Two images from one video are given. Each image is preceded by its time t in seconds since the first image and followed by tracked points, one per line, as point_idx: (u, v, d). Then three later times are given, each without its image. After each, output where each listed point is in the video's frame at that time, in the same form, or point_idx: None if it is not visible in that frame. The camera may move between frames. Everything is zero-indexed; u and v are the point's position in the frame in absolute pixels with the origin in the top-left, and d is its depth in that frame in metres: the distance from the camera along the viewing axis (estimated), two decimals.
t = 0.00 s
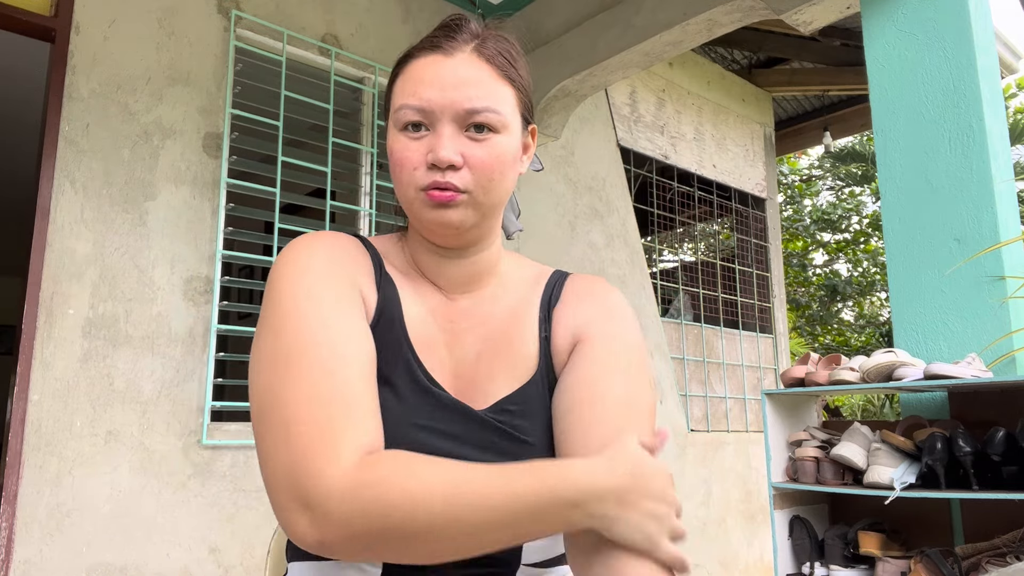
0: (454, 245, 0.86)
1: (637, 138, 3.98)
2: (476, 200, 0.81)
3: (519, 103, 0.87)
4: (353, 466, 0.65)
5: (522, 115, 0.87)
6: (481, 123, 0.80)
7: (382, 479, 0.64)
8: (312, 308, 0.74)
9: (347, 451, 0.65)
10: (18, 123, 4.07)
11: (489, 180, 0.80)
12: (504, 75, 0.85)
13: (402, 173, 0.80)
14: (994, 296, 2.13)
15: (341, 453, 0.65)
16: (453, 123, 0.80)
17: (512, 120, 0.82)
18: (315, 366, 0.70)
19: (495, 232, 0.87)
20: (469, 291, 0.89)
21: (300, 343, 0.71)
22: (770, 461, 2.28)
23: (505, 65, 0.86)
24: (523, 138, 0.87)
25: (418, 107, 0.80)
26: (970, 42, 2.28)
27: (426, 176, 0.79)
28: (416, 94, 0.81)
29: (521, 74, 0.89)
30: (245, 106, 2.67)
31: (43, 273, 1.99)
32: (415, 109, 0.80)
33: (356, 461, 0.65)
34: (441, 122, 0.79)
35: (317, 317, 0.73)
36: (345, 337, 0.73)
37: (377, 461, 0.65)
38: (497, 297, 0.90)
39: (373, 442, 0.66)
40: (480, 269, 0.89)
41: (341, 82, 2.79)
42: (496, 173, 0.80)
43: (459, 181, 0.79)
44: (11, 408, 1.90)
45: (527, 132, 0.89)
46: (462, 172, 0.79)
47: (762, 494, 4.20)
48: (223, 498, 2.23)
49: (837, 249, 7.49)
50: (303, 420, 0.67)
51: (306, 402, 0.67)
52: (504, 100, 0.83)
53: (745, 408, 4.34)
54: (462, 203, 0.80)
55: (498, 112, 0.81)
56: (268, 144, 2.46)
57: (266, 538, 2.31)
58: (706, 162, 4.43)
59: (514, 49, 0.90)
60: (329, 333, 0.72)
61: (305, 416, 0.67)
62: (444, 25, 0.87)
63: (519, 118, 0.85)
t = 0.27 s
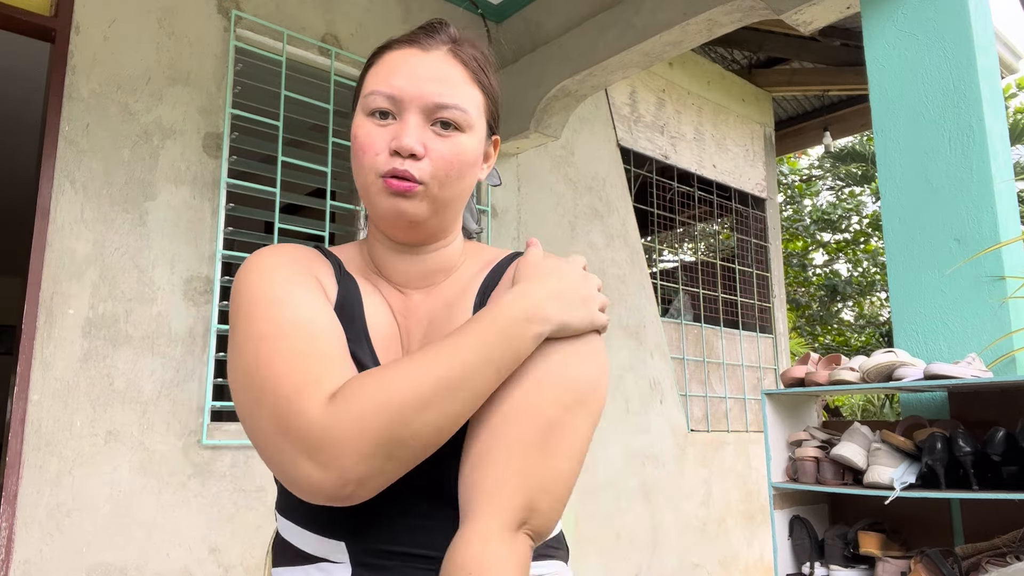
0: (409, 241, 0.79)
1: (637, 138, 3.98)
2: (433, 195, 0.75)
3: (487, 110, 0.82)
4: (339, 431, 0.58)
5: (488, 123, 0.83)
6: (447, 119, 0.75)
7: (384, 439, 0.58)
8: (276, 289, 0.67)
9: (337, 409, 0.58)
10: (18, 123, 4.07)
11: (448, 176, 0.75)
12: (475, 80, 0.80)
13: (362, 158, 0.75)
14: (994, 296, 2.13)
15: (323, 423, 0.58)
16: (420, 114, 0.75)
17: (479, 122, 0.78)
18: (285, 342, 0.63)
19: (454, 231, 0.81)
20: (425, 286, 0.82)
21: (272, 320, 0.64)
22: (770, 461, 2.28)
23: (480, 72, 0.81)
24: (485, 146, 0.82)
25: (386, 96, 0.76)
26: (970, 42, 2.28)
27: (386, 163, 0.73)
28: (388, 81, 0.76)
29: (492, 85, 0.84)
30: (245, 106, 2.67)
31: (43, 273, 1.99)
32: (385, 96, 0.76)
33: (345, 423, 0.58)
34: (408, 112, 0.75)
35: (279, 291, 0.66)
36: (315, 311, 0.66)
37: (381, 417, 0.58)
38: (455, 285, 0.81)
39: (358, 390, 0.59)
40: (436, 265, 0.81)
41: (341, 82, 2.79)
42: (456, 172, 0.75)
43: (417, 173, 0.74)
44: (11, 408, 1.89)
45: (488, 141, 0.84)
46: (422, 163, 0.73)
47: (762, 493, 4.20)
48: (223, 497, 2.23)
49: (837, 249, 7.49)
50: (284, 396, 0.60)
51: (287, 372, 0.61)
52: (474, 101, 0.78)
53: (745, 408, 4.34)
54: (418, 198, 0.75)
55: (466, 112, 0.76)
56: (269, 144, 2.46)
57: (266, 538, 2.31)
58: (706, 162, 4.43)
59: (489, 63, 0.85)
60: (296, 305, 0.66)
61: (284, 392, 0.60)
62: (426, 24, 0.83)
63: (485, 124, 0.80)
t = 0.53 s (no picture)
0: (386, 240, 0.85)
1: (637, 137, 3.98)
2: (410, 194, 0.80)
3: (466, 108, 0.87)
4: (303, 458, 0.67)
5: (467, 121, 0.88)
6: (424, 120, 0.81)
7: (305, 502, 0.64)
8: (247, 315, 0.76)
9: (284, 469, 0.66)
10: (18, 122, 4.07)
11: (425, 175, 0.80)
12: (453, 79, 0.85)
13: (340, 156, 0.80)
14: (994, 296, 2.13)
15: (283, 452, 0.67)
16: (398, 114, 0.80)
17: (456, 123, 0.83)
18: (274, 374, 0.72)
19: (432, 227, 0.86)
20: (398, 287, 0.87)
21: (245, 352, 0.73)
22: (770, 461, 2.28)
23: (458, 70, 0.86)
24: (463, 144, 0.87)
25: (366, 97, 0.81)
26: (970, 42, 2.28)
27: (363, 162, 0.79)
28: (366, 80, 0.81)
29: (471, 85, 0.89)
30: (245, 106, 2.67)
31: (43, 273, 1.98)
32: (363, 96, 0.81)
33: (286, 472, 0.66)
34: (387, 112, 0.80)
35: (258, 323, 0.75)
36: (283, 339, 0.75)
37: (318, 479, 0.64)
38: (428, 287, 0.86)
39: (301, 447, 0.66)
40: (413, 265, 0.86)
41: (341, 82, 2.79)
42: (433, 171, 0.81)
43: (397, 172, 0.79)
44: (11, 408, 1.89)
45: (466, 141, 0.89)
46: (401, 163, 0.79)
47: (762, 493, 4.20)
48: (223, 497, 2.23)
49: (837, 249, 7.49)
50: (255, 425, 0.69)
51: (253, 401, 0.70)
52: (451, 101, 0.83)
53: (745, 408, 4.34)
54: (397, 194, 0.80)
55: (444, 111, 0.81)
56: (269, 144, 2.46)
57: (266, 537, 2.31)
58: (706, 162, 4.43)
59: (469, 64, 0.90)
60: (270, 327, 0.75)
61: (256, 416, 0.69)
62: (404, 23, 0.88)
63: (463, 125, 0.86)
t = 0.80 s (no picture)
0: (397, 247, 0.81)
1: (637, 137, 3.98)
2: (426, 210, 0.79)
3: (479, 122, 0.84)
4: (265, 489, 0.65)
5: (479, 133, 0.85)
6: (442, 137, 0.78)
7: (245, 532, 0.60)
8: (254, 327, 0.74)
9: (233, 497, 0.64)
10: (18, 123, 4.07)
11: (442, 193, 0.78)
12: (469, 94, 0.82)
13: (357, 170, 0.77)
14: (994, 296, 2.13)
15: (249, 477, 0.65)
16: (417, 131, 0.78)
17: (472, 139, 0.80)
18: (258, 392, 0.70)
19: (444, 236, 0.84)
20: (408, 288, 0.82)
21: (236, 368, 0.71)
22: (769, 461, 2.28)
23: (474, 84, 0.83)
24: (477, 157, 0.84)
25: (383, 111, 0.77)
26: (970, 42, 2.28)
27: (382, 178, 0.77)
28: (385, 96, 0.78)
29: (484, 97, 0.86)
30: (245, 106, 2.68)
31: (43, 273, 1.99)
32: (383, 111, 0.77)
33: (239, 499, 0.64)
34: (405, 128, 0.77)
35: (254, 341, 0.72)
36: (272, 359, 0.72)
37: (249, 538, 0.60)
38: (438, 285, 0.82)
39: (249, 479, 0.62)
40: (425, 265, 0.83)
41: (341, 82, 2.79)
42: (450, 189, 0.79)
43: (413, 189, 0.77)
44: (11, 408, 1.89)
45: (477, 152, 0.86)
46: (418, 181, 0.77)
47: (762, 493, 4.20)
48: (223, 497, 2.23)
49: (837, 249, 7.49)
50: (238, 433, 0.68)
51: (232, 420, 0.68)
52: (468, 117, 0.81)
53: (745, 408, 4.35)
54: (411, 211, 0.78)
55: (462, 129, 0.79)
56: (268, 144, 2.46)
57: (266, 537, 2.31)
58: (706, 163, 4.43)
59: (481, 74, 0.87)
60: (265, 345, 0.72)
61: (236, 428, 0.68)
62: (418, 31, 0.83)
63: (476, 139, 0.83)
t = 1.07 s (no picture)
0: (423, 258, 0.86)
1: (637, 138, 3.98)
2: (456, 225, 0.84)
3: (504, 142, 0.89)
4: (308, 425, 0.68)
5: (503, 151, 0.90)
6: (474, 158, 0.83)
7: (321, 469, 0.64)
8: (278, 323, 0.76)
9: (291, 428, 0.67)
10: (18, 123, 4.07)
11: (471, 210, 0.84)
12: (497, 117, 0.87)
13: (393, 186, 0.82)
14: (994, 296, 2.13)
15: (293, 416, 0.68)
16: (451, 151, 0.82)
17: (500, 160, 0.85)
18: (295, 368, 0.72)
19: (465, 249, 0.88)
20: (428, 295, 0.87)
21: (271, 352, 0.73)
22: (770, 461, 2.28)
23: (500, 105, 0.88)
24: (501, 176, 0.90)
25: (420, 131, 0.82)
26: (970, 42, 2.28)
27: (419, 195, 0.81)
28: (422, 117, 0.82)
29: (509, 120, 0.91)
30: (245, 106, 2.67)
31: (43, 273, 1.98)
32: (420, 131, 0.82)
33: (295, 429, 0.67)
34: (441, 148, 0.82)
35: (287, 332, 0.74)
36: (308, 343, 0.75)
37: (328, 453, 0.64)
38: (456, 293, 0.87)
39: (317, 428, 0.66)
40: (446, 276, 0.87)
41: (341, 82, 2.79)
42: (479, 205, 0.84)
43: (446, 207, 0.82)
44: (11, 408, 1.89)
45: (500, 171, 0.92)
46: (452, 199, 0.81)
47: (762, 494, 4.20)
48: (223, 497, 2.23)
49: (837, 249, 7.49)
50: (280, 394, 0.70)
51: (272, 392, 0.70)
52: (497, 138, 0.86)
53: (745, 408, 4.35)
54: (444, 226, 0.83)
55: (492, 149, 0.84)
56: (268, 144, 2.46)
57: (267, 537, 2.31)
58: (706, 163, 4.43)
59: (506, 97, 0.92)
60: (298, 332, 0.74)
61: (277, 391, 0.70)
62: (448, 56, 0.88)
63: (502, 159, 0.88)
